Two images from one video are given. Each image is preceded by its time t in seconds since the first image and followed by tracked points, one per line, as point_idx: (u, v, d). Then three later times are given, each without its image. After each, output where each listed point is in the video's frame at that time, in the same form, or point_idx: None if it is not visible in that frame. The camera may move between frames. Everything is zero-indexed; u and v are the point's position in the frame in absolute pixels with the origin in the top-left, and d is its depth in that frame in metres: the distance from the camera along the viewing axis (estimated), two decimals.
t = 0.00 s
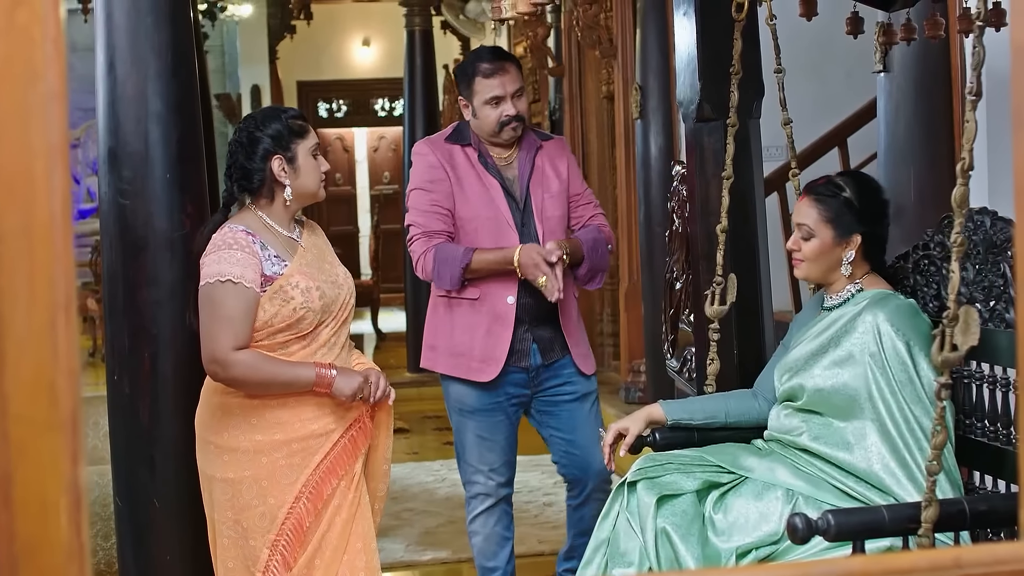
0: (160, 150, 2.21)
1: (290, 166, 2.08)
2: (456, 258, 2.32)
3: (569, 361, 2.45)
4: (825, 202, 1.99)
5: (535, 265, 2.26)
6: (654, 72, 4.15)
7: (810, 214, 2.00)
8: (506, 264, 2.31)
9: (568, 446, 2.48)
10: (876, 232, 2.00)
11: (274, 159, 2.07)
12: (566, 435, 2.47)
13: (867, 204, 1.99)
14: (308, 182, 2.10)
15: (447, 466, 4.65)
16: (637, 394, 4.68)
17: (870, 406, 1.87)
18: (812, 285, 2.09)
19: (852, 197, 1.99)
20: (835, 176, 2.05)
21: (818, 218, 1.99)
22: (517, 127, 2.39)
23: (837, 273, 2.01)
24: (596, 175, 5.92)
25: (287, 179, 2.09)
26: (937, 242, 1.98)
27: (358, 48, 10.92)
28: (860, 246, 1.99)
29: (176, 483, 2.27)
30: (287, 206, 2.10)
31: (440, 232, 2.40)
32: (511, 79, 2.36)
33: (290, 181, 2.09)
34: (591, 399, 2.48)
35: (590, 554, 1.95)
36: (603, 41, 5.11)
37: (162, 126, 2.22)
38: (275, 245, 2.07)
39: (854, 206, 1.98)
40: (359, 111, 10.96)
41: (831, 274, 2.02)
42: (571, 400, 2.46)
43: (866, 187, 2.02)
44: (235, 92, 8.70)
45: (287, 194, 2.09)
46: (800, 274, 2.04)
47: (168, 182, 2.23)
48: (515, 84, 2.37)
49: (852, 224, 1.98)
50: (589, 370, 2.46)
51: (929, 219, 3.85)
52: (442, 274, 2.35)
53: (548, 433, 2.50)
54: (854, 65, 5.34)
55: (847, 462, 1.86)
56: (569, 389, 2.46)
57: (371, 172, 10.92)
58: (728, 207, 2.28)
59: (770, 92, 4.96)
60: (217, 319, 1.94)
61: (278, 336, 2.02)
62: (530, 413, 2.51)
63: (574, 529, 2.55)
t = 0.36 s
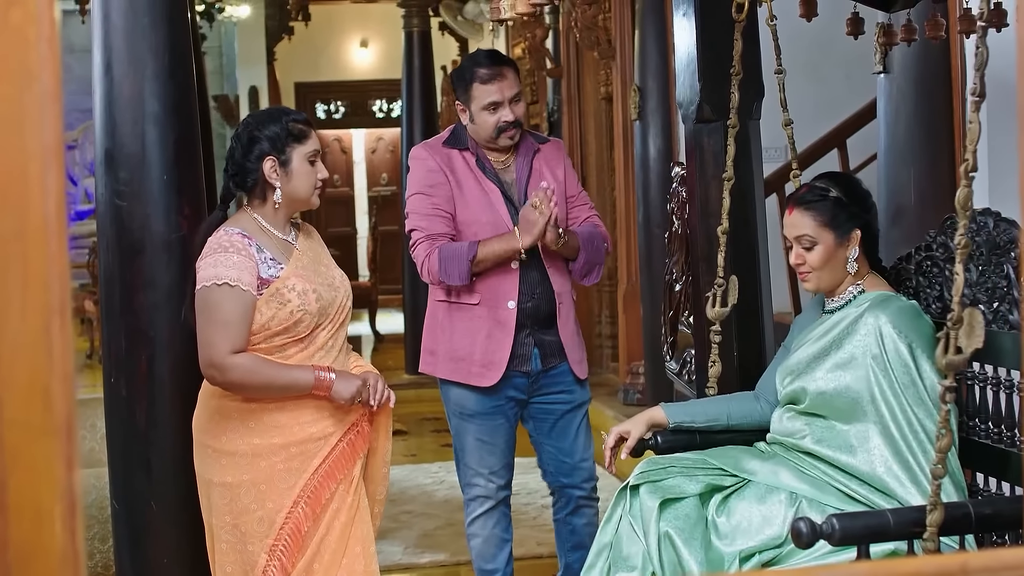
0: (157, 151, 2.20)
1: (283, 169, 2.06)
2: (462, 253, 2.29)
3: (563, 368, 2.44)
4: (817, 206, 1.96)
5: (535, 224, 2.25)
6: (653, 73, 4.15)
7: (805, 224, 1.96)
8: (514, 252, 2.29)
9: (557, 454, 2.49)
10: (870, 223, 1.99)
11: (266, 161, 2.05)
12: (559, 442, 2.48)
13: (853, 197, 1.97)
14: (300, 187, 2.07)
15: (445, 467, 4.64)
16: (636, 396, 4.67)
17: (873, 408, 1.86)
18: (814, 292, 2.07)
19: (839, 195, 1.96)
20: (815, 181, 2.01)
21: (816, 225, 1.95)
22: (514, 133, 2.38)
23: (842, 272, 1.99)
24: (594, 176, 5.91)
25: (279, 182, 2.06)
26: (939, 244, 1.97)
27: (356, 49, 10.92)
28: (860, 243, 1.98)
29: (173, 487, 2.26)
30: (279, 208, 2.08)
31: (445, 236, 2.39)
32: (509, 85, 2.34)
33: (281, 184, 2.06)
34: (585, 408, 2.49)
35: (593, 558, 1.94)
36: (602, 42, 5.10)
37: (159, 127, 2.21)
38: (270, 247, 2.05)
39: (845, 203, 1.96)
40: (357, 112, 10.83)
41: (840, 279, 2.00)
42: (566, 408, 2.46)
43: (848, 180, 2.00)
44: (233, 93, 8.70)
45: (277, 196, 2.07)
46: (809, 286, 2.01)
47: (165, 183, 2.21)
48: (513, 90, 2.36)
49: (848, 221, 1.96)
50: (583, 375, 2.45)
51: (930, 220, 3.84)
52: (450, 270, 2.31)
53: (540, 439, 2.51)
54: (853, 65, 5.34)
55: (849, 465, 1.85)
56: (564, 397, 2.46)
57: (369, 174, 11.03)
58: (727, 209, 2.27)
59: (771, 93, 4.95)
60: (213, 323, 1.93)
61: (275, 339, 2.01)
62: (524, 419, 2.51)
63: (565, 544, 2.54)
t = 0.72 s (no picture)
0: (153, 153, 2.19)
1: (275, 172, 2.04)
2: (462, 255, 2.29)
3: (570, 368, 2.44)
4: (818, 208, 1.94)
5: (538, 253, 2.22)
6: (650, 75, 4.15)
7: (806, 227, 1.95)
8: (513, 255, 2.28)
9: (558, 456, 2.48)
10: (871, 225, 1.98)
11: (259, 163, 2.04)
12: (562, 443, 2.47)
13: (855, 201, 1.96)
14: (292, 193, 2.06)
15: (442, 470, 4.63)
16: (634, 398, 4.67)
17: (874, 411, 1.85)
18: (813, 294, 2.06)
19: (841, 198, 1.96)
20: (816, 182, 2.01)
21: (817, 227, 1.94)
22: (505, 134, 2.36)
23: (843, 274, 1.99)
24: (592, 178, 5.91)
25: (271, 185, 2.05)
26: (940, 246, 1.96)
27: (352, 51, 10.92)
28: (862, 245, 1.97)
29: (170, 490, 2.25)
30: (272, 211, 2.07)
31: (446, 235, 2.38)
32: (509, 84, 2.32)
33: (273, 187, 2.05)
34: (587, 408, 2.48)
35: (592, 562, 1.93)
36: (599, 43, 5.10)
37: (155, 128, 2.19)
38: (265, 249, 2.04)
39: (846, 206, 1.95)
40: (354, 114, 10.89)
41: (840, 281, 1.99)
42: (568, 409, 2.45)
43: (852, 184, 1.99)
44: (229, 95, 8.70)
45: (268, 199, 2.06)
46: (810, 288, 2.00)
47: (161, 185, 2.20)
48: (512, 90, 2.33)
49: (848, 224, 1.95)
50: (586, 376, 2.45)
51: (929, 222, 3.84)
52: (448, 273, 2.31)
53: (541, 440, 2.49)
54: (851, 67, 5.34)
55: (851, 468, 1.84)
56: (566, 398, 2.45)
57: (366, 175, 11.01)
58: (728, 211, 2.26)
59: (770, 94, 4.95)
60: (208, 325, 1.91)
61: (271, 341, 2.00)
62: (526, 420, 2.50)
63: (565, 548, 2.52)
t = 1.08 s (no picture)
0: (149, 155, 2.18)
1: (281, 175, 2.03)
2: (460, 258, 2.28)
3: (569, 372, 2.43)
4: (818, 211, 1.93)
5: (535, 253, 2.22)
6: (647, 77, 4.15)
7: (806, 229, 1.94)
8: (511, 259, 2.27)
9: (558, 460, 2.47)
10: (870, 228, 1.98)
11: (265, 166, 2.02)
12: (562, 448, 2.45)
13: (853, 204, 1.95)
14: (296, 197, 2.05)
15: (439, 473, 4.62)
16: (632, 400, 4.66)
17: (873, 414, 1.84)
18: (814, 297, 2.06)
19: (840, 200, 1.95)
20: (816, 184, 2.00)
21: (816, 230, 1.93)
22: (494, 135, 2.34)
23: (842, 278, 1.98)
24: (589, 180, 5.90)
25: (276, 188, 2.04)
26: (939, 248, 1.96)
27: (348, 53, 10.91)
28: (860, 248, 1.96)
29: (165, 494, 2.23)
30: (275, 215, 2.06)
31: (445, 237, 2.37)
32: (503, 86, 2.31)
33: (279, 190, 2.04)
34: (587, 413, 2.47)
35: (590, 566, 1.92)
36: (597, 45, 5.11)
37: (151, 131, 2.18)
38: (263, 251, 2.02)
39: (845, 209, 1.94)
40: (350, 116, 10.79)
41: (841, 283, 1.98)
42: (568, 413, 2.44)
43: (850, 187, 1.98)
44: (226, 97, 8.68)
45: (275, 203, 2.04)
46: (808, 292, 1.99)
47: (157, 188, 2.19)
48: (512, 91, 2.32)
49: (848, 227, 1.94)
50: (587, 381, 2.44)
51: (927, 224, 3.83)
52: (447, 275, 2.30)
53: (541, 444, 2.48)
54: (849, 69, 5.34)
55: (849, 472, 1.84)
56: (567, 402, 2.44)
57: (363, 178, 11.06)
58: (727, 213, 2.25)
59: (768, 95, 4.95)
60: (204, 329, 1.90)
61: (268, 345, 1.99)
62: (525, 424, 2.49)
63: (564, 552, 2.51)
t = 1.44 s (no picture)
0: (146, 156, 2.17)
1: (288, 172, 2.02)
2: (458, 264, 2.28)
3: (570, 373, 2.41)
4: (818, 212, 1.93)
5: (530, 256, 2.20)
6: (645, 77, 4.14)
7: (804, 229, 1.93)
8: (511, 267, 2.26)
9: (558, 463, 2.46)
10: (870, 229, 1.97)
11: (272, 165, 2.01)
12: (562, 450, 2.44)
13: (853, 204, 1.95)
14: (304, 193, 2.05)
15: (437, 474, 4.60)
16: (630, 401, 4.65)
17: (871, 416, 1.83)
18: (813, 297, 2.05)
19: (840, 201, 1.94)
20: (815, 185, 1.99)
21: (816, 230, 1.93)
22: (519, 135, 2.35)
23: (839, 281, 1.97)
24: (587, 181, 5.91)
25: (285, 186, 2.03)
26: (938, 249, 1.95)
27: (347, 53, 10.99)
28: (859, 249, 1.95)
29: (162, 497, 2.22)
30: (283, 213, 2.06)
31: (445, 240, 2.37)
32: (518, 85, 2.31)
33: (288, 189, 2.03)
34: (589, 416, 2.46)
35: (586, 568, 1.91)
36: (594, 45, 5.11)
37: (148, 131, 2.17)
38: (266, 251, 2.01)
39: (845, 209, 1.93)
40: (347, 117, 10.66)
41: (837, 284, 1.97)
42: (569, 416, 2.43)
43: (848, 188, 1.97)
44: (223, 98, 8.66)
45: (284, 201, 2.04)
46: (806, 292, 1.99)
47: (153, 189, 2.18)
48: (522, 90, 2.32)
49: (848, 227, 1.93)
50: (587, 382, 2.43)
51: (926, 225, 3.82)
52: (444, 280, 2.30)
53: (541, 447, 2.47)
54: (846, 70, 5.35)
55: (847, 474, 1.83)
56: (568, 405, 2.43)
57: (360, 178, 11.02)
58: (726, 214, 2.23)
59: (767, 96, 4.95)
60: (207, 328, 1.89)
61: (271, 345, 1.98)
62: (526, 426, 2.48)
63: (563, 555, 2.50)
